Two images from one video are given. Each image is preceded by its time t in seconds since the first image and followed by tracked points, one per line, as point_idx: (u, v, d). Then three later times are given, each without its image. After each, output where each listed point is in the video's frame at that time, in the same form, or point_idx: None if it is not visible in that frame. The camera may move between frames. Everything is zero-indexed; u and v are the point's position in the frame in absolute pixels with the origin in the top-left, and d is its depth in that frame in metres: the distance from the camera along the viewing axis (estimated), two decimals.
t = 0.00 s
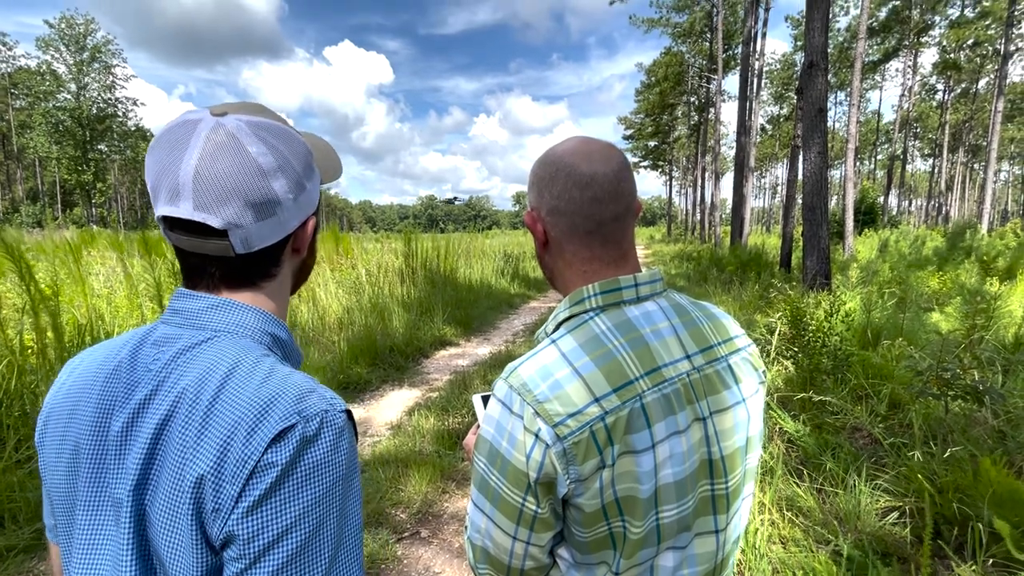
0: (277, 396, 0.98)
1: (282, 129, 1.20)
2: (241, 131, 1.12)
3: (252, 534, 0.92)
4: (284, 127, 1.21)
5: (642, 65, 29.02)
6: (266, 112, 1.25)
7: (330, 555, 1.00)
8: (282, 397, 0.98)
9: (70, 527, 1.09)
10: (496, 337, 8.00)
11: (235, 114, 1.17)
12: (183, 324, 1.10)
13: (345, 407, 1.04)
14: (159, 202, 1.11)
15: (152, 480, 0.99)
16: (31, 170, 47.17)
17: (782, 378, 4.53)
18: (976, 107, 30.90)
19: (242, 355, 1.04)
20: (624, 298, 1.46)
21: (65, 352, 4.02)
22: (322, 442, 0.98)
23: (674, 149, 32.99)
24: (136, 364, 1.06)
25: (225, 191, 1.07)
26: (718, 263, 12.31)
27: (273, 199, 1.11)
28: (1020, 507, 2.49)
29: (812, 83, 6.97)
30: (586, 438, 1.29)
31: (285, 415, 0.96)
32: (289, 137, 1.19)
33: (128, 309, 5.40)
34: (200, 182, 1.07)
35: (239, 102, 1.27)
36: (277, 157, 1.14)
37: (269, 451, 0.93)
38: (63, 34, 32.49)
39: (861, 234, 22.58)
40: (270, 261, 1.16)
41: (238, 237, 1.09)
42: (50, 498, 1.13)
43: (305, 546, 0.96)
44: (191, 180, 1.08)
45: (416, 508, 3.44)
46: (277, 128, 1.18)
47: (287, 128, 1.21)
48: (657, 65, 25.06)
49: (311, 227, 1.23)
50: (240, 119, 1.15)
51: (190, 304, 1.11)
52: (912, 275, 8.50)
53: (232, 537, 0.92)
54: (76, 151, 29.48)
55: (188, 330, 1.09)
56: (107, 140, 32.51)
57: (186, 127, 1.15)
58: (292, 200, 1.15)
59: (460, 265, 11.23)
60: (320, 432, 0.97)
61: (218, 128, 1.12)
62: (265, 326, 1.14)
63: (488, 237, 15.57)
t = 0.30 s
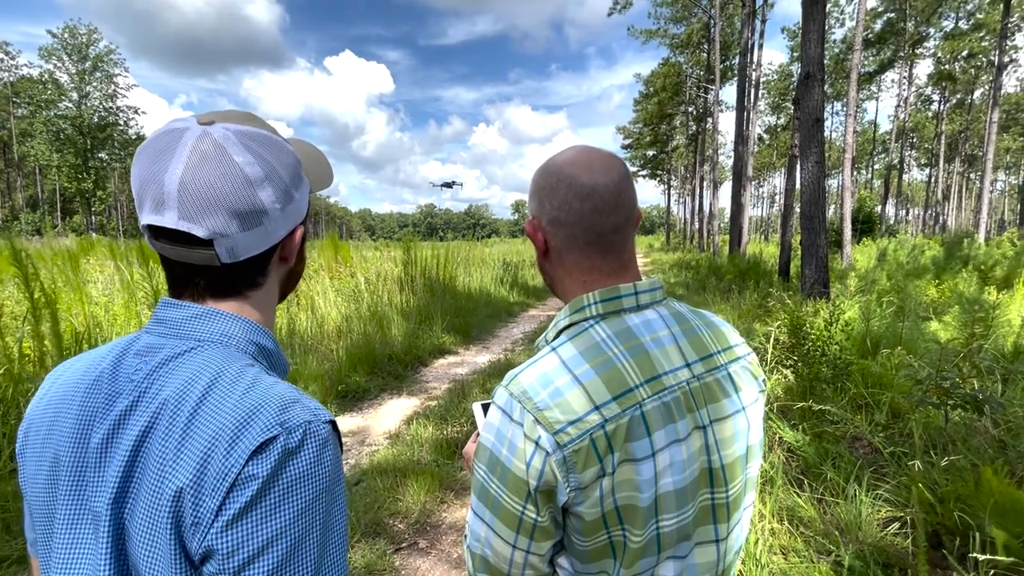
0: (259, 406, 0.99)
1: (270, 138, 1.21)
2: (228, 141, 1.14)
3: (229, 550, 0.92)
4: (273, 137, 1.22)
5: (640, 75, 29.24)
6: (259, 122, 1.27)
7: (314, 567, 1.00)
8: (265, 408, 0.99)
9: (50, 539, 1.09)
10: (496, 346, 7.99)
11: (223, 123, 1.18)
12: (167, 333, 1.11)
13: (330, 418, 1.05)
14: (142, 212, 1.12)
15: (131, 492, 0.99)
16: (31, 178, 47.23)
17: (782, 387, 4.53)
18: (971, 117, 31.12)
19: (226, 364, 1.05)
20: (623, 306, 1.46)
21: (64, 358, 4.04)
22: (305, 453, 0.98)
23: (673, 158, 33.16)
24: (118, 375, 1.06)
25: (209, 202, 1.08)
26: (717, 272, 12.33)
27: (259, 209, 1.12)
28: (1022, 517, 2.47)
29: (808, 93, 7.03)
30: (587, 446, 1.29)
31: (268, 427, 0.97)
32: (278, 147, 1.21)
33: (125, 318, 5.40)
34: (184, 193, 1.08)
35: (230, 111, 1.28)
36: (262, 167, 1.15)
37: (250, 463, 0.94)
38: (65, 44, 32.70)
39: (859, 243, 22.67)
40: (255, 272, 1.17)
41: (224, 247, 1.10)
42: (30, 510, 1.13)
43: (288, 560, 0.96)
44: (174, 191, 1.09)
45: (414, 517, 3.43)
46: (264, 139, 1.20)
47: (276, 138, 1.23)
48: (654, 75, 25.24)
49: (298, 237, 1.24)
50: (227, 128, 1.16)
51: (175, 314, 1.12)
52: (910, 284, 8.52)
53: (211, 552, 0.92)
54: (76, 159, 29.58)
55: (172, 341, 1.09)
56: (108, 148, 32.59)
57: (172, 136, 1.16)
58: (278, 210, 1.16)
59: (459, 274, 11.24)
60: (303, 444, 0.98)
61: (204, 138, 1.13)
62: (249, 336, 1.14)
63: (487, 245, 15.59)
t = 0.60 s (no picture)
0: (249, 414, 0.98)
1: (264, 150, 1.21)
2: (223, 153, 1.14)
3: (222, 557, 0.90)
4: (268, 148, 1.22)
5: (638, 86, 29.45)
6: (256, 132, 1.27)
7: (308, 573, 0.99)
8: (256, 415, 0.98)
9: (37, 551, 1.07)
10: (495, 355, 7.97)
11: (216, 134, 1.18)
12: (159, 341, 1.11)
13: (321, 425, 1.04)
14: (136, 223, 1.12)
15: (121, 502, 0.98)
16: (31, 186, 47.31)
17: (782, 397, 4.52)
18: (967, 128, 31.33)
19: (217, 372, 1.04)
20: (626, 315, 1.46)
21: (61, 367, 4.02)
22: (297, 460, 0.97)
23: (671, 168, 33.32)
24: (107, 384, 1.06)
25: (203, 214, 1.08)
26: (716, 281, 12.34)
27: (253, 221, 1.12)
28: None
29: (805, 104, 7.01)
30: (591, 455, 1.27)
31: (258, 434, 0.96)
32: (273, 158, 1.21)
33: (123, 327, 5.40)
34: (178, 204, 1.08)
35: (224, 122, 1.28)
36: (256, 179, 1.15)
37: (241, 471, 0.93)
38: (68, 54, 32.96)
39: (857, 252, 22.76)
40: (248, 281, 1.16)
41: (216, 258, 1.10)
42: (19, 523, 1.12)
43: (281, 566, 0.95)
44: (168, 202, 1.09)
45: (413, 529, 3.40)
46: (259, 150, 1.19)
47: (270, 149, 1.22)
48: (652, 86, 25.45)
49: (290, 246, 1.24)
50: (220, 139, 1.16)
51: (167, 322, 1.12)
52: (909, 293, 8.54)
53: (203, 560, 0.90)
54: (77, 168, 29.69)
55: (162, 350, 1.09)
56: (109, 157, 32.73)
57: (166, 148, 1.16)
58: (272, 221, 1.16)
59: (458, 282, 11.24)
60: (295, 450, 0.97)
61: (196, 150, 1.13)
62: (239, 343, 1.14)
63: (486, 254, 15.60)
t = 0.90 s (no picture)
0: (238, 419, 0.98)
1: (261, 163, 1.21)
2: (222, 168, 1.14)
3: (207, 561, 0.90)
4: (267, 162, 1.23)
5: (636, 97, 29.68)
6: (257, 147, 1.27)
7: None
8: (243, 420, 0.98)
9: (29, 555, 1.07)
10: (494, 365, 7.96)
11: (215, 149, 1.18)
12: (154, 349, 1.11)
13: (309, 431, 1.04)
14: (136, 234, 1.12)
15: (110, 506, 0.98)
16: (31, 195, 47.42)
17: (782, 408, 4.51)
18: (962, 139, 31.54)
19: (207, 379, 1.04)
20: (630, 325, 1.46)
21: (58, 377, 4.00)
22: (283, 466, 0.96)
23: (669, 178, 33.48)
24: (99, 390, 1.06)
25: (202, 227, 1.09)
26: (715, 291, 12.36)
27: (250, 234, 1.12)
28: None
29: (802, 116, 7.07)
30: (594, 466, 1.27)
31: (245, 440, 0.95)
32: (270, 172, 1.21)
33: (122, 336, 5.39)
34: (178, 217, 1.09)
35: (225, 135, 1.29)
36: (255, 194, 1.15)
37: (227, 476, 0.93)
38: (71, 65, 33.23)
39: (855, 262, 22.81)
40: (245, 292, 1.17)
41: (214, 269, 1.11)
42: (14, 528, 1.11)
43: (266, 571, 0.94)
44: (168, 215, 1.09)
45: (410, 541, 3.37)
46: (258, 164, 1.20)
47: (269, 163, 1.23)
48: (650, 98, 25.63)
49: (288, 257, 1.24)
50: (219, 153, 1.16)
51: (163, 329, 1.11)
52: (908, 303, 8.55)
53: (188, 563, 0.90)
54: (78, 177, 29.83)
55: (157, 357, 1.08)
56: (109, 166, 32.87)
57: (166, 161, 1.16)
58: (269, 234, 1.16)
59: (458, 292, 11.24)
60: (282, 456, 0.96)
61: (197, 164, 1.14)
62: (233, 350, 1.14)
63: (485, 263, 15.63)
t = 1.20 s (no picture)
0: (222, 422, 1.00)
1: (258, 176, 1.21)
2: (217, 181, 1.15)
3: (185, 557, 0.91)
4: (263, 175, 1.23)
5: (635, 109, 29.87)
6: (255, 160, 1.27)
7: None
8: (228, 422, 1.00)
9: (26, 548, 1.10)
10: (493, 375, 7.91)
11: (213, 162, 1.18)
12: (149, 352, 1.12)
13: (293, 435, 1.05)
14: (137, 245, 1.13)
15: (100, 501, 1.00)
16: (32, 205, 47.49)
17: (783, 420, 4.49)
18: (958, 151, 31.71)
19: (197, 382, 1.06)
20: (632, 335, 1.44)
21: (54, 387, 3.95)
22: (263, 467, 0.97)
23: (668, 189, 33.60)
24: (98, 389, 1.08)
25: (198, 239, 1.09)
26: (715, 301, 12.34)
27: (244, 245, 1.13)
28: None
29: (800, 127, 7.10)
30: (596, 476, 1.24)
31: (228, 441, 0.97)
32: (266, 184, 1.21)
33: (119, 345, 5.34)
34: (176, 229, 1.09)
35: (223, 146, 1.29)
36: (250, 207, 1.16)
37: (207, 476, 0.94)
38: (75, 76, 33.50)
39: (854, 273, 22.80)
40: (239, 300, 1.17)
41: (210, 277, 1.11)
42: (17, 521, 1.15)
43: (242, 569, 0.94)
44: (166, 227, 1.10)
45: (408, 554, 3.31)
46: (254, 177, 1.20)
47: (265, 175, 1.23)
48: (649, 109, 25.78)
49: (282, 265, 1.25)
50: (217, 168, 1.16)
51: (159, 333, 1.13)
52: (907, 314, 8.53)
53: (168, 559, 0.92)
54: (79, 187, 29.90)
55: (153, 360, 1.10)
56: (111, 176, 32.95)
57: (166, 175, 1.17)
58: (263, 245, 1.17)
59: (457, 302, 11.21)
60: (262, 457, 0.97)
61: (195, 178, 1.14)
62: (227, 354, 1.15)
63: (484, 274, 15.60)
